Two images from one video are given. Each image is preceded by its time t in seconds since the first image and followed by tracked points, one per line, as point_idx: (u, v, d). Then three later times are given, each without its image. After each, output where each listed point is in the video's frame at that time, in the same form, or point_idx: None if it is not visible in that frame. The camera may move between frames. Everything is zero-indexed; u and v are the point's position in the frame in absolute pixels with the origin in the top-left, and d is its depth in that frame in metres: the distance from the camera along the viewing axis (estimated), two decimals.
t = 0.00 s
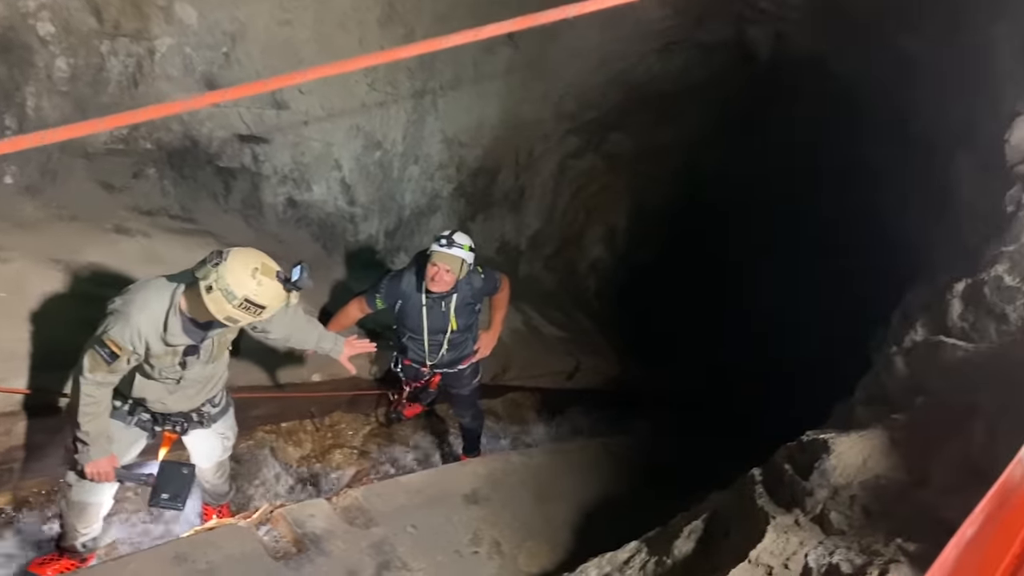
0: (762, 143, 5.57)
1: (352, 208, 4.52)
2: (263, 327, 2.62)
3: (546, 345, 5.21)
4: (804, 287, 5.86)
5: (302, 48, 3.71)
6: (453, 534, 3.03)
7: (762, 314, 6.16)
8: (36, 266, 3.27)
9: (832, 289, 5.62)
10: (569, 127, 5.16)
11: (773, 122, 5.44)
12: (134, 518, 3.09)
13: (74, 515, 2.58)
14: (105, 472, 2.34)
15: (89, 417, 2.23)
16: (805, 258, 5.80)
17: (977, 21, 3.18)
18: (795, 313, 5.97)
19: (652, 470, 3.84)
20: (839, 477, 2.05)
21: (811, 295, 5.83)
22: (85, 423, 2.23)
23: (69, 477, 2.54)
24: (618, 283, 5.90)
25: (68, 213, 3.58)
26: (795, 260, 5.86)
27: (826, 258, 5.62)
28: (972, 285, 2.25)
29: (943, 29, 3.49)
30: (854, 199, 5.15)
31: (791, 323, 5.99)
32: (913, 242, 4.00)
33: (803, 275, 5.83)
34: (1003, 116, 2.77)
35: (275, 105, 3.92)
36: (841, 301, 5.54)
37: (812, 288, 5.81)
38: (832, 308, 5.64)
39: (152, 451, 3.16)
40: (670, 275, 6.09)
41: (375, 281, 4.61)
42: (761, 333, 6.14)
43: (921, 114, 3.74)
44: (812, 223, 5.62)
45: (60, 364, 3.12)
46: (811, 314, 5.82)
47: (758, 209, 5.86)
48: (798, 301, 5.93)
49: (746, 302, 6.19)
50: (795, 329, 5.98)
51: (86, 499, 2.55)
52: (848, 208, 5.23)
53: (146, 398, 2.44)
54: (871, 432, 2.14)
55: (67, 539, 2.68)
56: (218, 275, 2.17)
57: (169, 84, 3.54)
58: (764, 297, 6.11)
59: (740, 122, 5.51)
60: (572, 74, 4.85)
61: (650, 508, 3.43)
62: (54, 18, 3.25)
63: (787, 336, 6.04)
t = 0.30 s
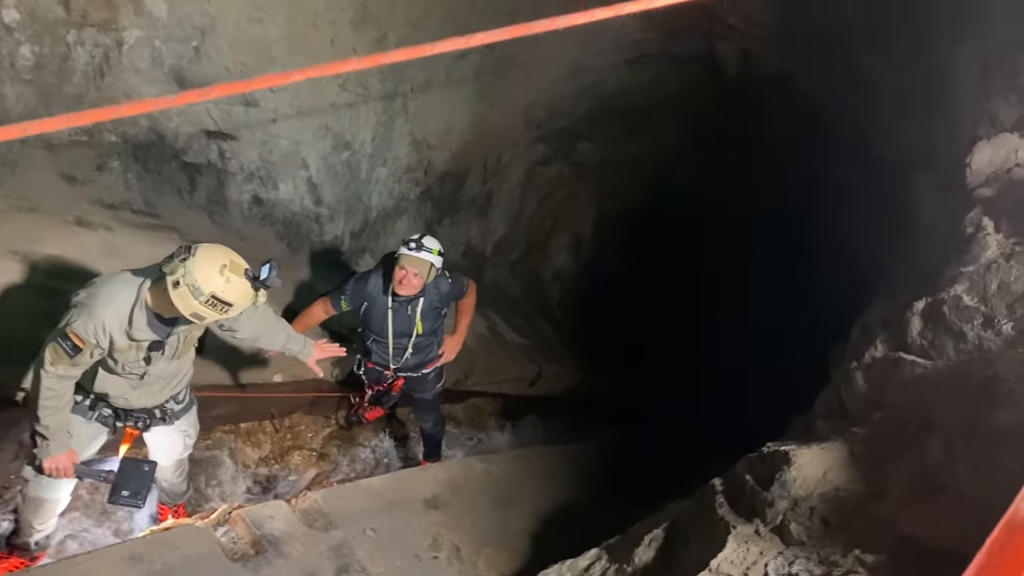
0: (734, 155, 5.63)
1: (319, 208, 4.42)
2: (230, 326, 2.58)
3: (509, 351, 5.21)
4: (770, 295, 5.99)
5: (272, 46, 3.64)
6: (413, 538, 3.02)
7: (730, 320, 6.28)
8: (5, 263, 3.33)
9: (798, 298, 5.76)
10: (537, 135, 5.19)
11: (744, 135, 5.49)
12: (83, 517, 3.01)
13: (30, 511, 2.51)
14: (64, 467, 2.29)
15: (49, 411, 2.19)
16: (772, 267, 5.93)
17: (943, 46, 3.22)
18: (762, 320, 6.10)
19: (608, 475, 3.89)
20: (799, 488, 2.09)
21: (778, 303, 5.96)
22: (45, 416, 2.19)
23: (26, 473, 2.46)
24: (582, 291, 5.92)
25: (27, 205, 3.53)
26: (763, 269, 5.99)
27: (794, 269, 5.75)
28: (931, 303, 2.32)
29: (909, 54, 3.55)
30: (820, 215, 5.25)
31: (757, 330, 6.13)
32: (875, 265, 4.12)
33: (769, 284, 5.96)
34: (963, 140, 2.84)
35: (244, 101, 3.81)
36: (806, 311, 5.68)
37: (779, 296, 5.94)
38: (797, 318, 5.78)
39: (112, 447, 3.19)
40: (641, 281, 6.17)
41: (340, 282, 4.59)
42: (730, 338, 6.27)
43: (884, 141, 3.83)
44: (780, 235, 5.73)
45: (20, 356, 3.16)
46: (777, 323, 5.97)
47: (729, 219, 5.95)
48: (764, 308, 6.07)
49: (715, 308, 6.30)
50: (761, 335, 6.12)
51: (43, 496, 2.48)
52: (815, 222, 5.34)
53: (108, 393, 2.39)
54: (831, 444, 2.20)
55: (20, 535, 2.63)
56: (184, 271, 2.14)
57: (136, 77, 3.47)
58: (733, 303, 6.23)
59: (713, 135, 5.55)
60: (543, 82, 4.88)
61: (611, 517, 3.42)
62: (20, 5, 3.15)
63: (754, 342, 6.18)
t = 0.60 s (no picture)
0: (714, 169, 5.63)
1: (307, 212, 4.40)
2: (218, 329, 2.57)
3: (492, 360, 5.24)
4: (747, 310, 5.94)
5: (263, 48, 3.64)
6: (396, 545, 3.01)
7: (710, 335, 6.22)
8: None
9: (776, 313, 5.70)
10: (526, 143, 5.25)
11: (723, 149, 5.48)
12: (65, 519, 3.00)
13: (11, 513, 2.48)
14: (47, 469, 2.27)
15: (34, 412, 2.17)
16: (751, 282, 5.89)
17: (923, 63, 3.21)
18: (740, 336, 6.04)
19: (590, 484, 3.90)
20: (784, 499, 2.11)
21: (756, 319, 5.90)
22: (30, 417, 2.17)
23: (8, 474, 2.43)
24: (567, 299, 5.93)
25: (13, 203, 3.50)
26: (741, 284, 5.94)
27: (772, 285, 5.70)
28: (916, 318, 2.38)
29: (889, 85, 3.54)
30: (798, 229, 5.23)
31: (737, 347, 6.05)
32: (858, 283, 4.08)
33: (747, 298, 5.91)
34: (950, 156, 2.89)
35: (234, 104, 3.82)
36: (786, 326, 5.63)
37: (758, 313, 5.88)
38: (773, 333, 5.71)
39: (96, 449, 3.16)
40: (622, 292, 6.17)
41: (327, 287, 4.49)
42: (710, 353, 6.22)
43: (866, 158, 3.88)
44: (758, 249, 5.69)
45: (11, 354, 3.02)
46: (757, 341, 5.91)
47: (710, 233, 5.93)
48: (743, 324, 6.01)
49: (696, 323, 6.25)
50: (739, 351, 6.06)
51: (25, 497, 2.45)
52: (793, 239, 5.31)
53: (94, 395, 2.37)
54: (816, 456, 2.23)
55: None
56: (175, 273, 2.13)
57: (126, 78, 3.45)
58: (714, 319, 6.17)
59: (693, 148, 5.60)
60: (533, 90, 4.91)
61: (593, 526, 3.42)
62: (11, 3, 3.12)
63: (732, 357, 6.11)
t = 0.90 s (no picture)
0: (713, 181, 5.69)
1: (305, 219, 4.37)
2: (217, 335, 2.56)
3: (488, 368, 5.19)
4: (743, 321, 6.01)
5: (265, 56, 3.62)
6: (391, 554, 3.00)
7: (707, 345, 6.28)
8: None
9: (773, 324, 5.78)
10: (524, 152, 5.28)
11: (722, 162, 5.54)
12: (59, 525, 2.98)
13: (6, 518, 2.47)
14: (44, 473, 2.27)
15: (32, 416, 2.17)
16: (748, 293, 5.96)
17: (922, 78, 3.24)
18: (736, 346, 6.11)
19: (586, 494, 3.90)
20: (780, 510, 2.12)
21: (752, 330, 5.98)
22: (28, 421, 2.17)
23: (4, 479, 2.43)
24: (561, 309, 5.99)
25: (14, 209, 3.47)
26: (738, 295, 6.01)
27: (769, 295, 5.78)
28: (912, 331, 2.39)
29: (887, 100, 3.58)
30: (795, 243, 5.30)
31: (733, 357, 6.11)
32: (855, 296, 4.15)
33: (743, 309, 5.98)
34: (947, 170, 2.92)
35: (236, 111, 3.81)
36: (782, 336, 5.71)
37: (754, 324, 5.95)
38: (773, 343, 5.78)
39: (93, 453, 3.15)
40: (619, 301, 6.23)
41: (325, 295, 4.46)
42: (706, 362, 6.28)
43: (865, 172, 3.91)
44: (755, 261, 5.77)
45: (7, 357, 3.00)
46: (752, 351, 5.98)
47: (709, 244, 6.00)
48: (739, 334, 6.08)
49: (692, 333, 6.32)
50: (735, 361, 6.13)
51: (21, 501, 2.44)
52: (789, 251, 5.40)
53: (91, 400, 2.37)
54: (812, 467, 2.24)
55: None
56: (175, 278, 2.13)
57: (127, 84, 3.41)
58: (710, 328, 6.24)
59: (691, 159, 5.64)
60: (532, 100, 4.94)
61: (588, 536, 3.43)
62: (14, 8, 3.08)
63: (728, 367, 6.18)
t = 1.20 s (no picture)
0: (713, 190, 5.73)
1: (307, 226, 4.31)
2: (218, 342, 2.56)
3: (490, 375, 5.16)
4: (743, 329, 6.04)
5: (268, 63, 3.62)
6: (391, 562, 3.00)
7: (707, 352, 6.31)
8: None
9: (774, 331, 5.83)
10: (526, 160, 5.29)
11: (722, 170, 5.57)
12: (59, 532, 2.97)
13: (7, 524, 2.46)
14: (44, 480, 2.26)
15: (32, 422, 2.17)
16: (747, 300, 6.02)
17: (923, 86, 3.24)
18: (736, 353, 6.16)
19: (587, 502, 3.89)
20: (781, 519, 2.11)
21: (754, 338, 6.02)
22: (28, 427, 2.17)
23: (4, 485, 2.42)
24: (563, 317, 5.98)
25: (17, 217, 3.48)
26: (739, 303, 6.05)
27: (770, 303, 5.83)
28: (913, 338, 2.38)
29: (889, 110, 3.59)
30: (795, 251, 5.35)
31: (735, 364, 6.14)
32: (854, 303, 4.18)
33: (743, 317, 6.02)
34: (948, 179, 2.92)
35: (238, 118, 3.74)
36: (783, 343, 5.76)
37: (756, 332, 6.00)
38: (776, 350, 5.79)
39: (94, 460, 3.15)
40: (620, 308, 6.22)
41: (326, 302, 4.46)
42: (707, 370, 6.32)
43: (867, 181, 3.91)
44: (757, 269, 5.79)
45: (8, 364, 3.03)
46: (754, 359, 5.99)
47: (710, 252, 6.02)
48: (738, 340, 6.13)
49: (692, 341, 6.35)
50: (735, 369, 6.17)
51: (21, 508, 2.44)
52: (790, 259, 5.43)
53: (91, 406, 2.37)
54: (813, 475, 2.24)
55: None
56: (175, 285, 2.14)
57: (130, 91, 3.39)
58: (711, 335, 6.27)
59: (691, 166, 5.63)
60: (533, 108, 4.95)
61: (589, 545, 3.42)
62: (18, 16, 3.07)
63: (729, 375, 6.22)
